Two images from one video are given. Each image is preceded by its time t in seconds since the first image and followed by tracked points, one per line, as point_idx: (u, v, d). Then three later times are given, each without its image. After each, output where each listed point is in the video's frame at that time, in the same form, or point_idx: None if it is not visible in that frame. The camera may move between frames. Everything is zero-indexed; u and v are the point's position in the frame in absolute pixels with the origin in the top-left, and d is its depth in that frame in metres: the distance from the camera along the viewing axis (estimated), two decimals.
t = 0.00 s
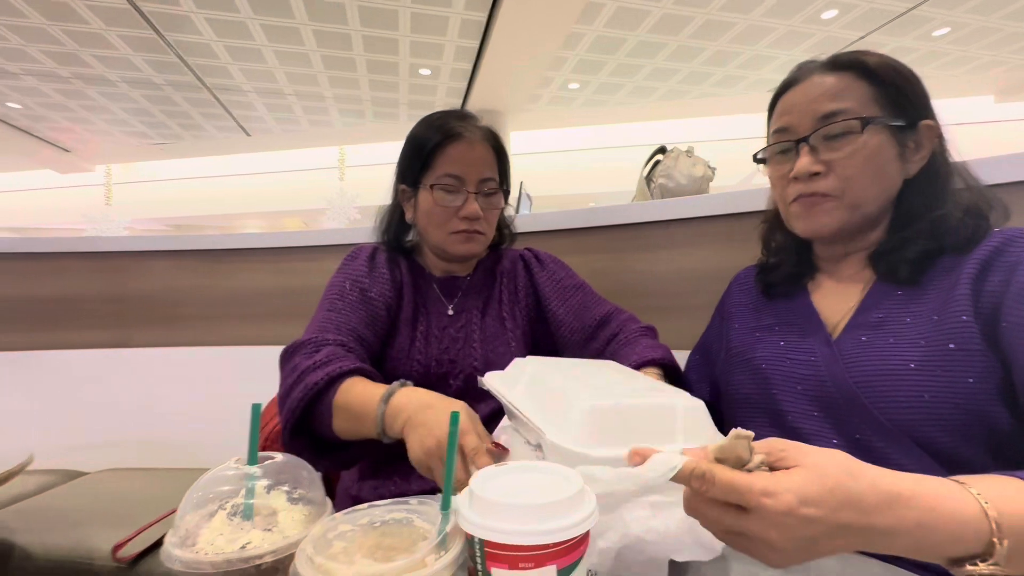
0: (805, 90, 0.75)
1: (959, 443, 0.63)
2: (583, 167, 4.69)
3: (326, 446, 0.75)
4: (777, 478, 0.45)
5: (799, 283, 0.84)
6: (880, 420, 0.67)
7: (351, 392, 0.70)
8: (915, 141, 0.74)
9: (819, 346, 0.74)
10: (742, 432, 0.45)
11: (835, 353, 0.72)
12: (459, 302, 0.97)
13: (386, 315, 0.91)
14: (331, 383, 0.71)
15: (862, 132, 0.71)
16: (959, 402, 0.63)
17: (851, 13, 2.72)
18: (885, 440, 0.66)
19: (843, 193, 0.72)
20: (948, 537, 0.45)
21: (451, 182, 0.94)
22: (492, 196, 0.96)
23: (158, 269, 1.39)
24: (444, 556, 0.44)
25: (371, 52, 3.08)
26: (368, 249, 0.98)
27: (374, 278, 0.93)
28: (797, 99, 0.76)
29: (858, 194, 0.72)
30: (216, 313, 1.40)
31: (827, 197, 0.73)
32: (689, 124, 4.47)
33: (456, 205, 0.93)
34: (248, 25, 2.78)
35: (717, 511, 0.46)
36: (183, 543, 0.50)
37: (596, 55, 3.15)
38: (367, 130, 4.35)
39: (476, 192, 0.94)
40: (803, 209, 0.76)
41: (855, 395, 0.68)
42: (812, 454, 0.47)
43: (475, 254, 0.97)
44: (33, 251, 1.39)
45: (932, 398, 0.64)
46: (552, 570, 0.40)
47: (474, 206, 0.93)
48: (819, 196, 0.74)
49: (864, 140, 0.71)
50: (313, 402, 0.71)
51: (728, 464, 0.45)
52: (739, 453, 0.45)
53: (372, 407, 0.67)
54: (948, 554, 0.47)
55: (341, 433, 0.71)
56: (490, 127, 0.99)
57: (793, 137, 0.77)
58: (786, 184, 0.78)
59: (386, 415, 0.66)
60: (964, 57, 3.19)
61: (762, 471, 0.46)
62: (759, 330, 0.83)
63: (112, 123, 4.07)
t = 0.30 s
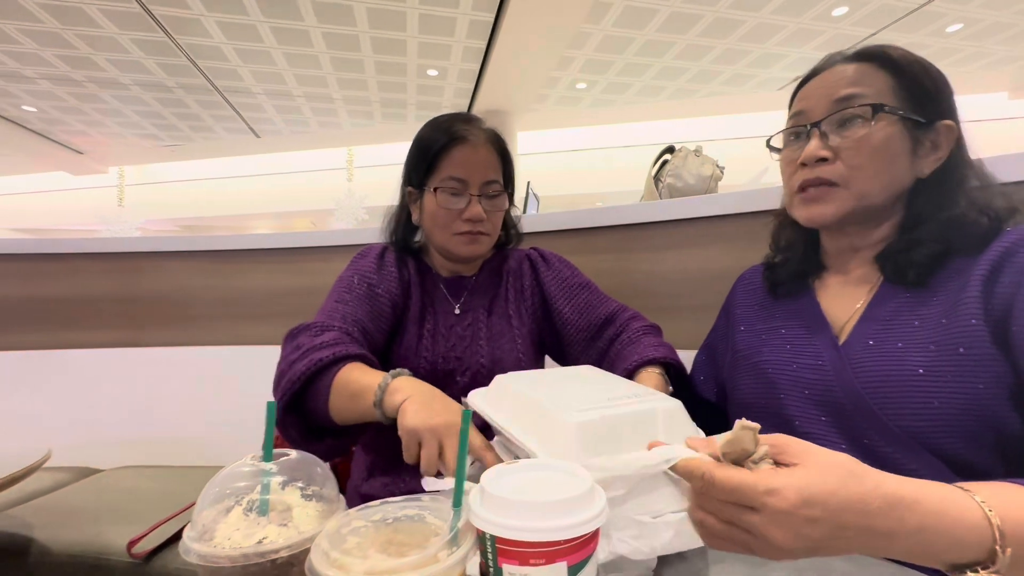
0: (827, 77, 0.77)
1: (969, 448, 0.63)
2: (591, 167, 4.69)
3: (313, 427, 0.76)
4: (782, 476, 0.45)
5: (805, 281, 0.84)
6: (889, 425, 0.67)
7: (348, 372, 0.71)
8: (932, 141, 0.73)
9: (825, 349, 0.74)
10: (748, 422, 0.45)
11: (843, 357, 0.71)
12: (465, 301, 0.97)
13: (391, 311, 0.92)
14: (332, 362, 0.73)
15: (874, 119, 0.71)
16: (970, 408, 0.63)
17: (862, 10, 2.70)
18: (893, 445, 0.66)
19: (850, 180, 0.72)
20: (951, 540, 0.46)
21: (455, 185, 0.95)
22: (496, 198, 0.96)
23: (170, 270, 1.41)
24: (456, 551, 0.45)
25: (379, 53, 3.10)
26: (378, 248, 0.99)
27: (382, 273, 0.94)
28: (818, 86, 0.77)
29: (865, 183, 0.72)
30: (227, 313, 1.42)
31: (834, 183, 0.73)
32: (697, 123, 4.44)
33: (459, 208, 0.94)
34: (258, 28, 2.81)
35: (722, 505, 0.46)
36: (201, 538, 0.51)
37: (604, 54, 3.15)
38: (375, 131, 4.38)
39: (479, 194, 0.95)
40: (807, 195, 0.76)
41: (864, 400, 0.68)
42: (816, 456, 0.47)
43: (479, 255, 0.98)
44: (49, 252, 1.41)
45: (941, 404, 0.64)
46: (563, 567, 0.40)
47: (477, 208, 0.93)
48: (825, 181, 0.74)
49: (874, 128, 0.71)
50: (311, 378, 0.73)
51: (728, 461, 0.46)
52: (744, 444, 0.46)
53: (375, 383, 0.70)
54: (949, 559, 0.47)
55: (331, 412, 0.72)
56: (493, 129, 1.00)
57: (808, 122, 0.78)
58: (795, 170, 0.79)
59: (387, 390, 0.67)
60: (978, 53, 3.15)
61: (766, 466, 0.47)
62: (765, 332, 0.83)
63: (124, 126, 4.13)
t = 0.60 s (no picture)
0: (836, 76, 0.76)
1: (981, 452, 0.63)
2: (596, 167, 4.68)
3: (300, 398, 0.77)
4: (789, 469, 0.44)
5: (812, 281, 0.84)
6: (899, 428, 0.66)
7: (339, 345, 0.74)
8: (942, 142, 0.73)
9: (835, 351, 0.73)
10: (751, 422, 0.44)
11: (852, 359, 0.71)
12: (468, 300, 0.98)
13: (388, 306, 0.93)
14: (325, 335, 0.75)
15: (882, 118, 0.71)
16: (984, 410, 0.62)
17: (870, 8, 2.68)
18: (905, 447, 0.66)
19: (856, 184, 0.72)
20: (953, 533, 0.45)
21: (454, 188, 0.95)
22: (495, 200, 0.97)
23: (179, 270, 1.43)
24: (465, 550, 0.45)
25: (384, 54, 3.11)
26: (381, 249, 1.00)
27: (385, 270, 0.95)
28: (826, 85, 0.77)
29: (872, 183, 0.71)
30: (235, 313, 1.43)
31: (839, 184, 0.73)
32: (704, 122, 4.42)
33: (459, 210, 0.94)
34: (265, 30, 2.83)
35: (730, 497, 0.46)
36: (214, 534, 0.52)
37: (610, 54, 3.14)
38: (380, 131, 4.39)
39: (479, 197, 0.95)
40: (813, 195, 0.76)
41: (873, 403, 0.68)
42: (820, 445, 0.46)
43: (480, 256, 0.98)
44: (60, 252, 1.43)
45: (953, 407, 0.64)
46: (571, 566, 0.41)
47: (477, 210, 0.94)
48: (831, 182, 0.74)
49: (881, 127, 0.71)
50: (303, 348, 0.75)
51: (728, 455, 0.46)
52: (746, 441, 0.45)
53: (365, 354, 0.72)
54: (949, 547, 0.46)
55: (318, 382, 0.74)
56: (492, 133, 1.01)
57: (816, 121, 0.78)
58: (802, 168, 0.79)
59: (376, 357, 0.70)
60: (988, 51, 3.12)
61: (770, 459, 0.46)
62: (773, 333, 0.83)
63: (133, 127, 4.17)
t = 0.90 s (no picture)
0: (840, 77, 0.76)
1: (987, 454, 0.62)
2: (600, 167, 4.68)
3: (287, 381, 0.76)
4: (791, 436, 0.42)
5: (818, 282, 0.84)
6: (905, 429, 0.66)
7: (319, 323, 0.74)
8: (949, 140, 0.72)
9: (842, 352, 0.73)
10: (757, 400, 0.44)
11: (859, 360, 0.71)
12: (470, 298, 0.98)
13: (387, 304, 0.93)
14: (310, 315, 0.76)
15: (887, 120, 0.70)
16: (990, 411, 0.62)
17: (875, 6, 2.66)
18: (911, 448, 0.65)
19: (862, 178, 0.71)
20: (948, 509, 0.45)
21: (454, 188, 0.95)
22: (495, 199, 0.97)
23: (185, 270, 1.43)
24: (469, 549, 0.45)
25: (388, 54, 3.11)
26: (382, 249, 1.00)
27: (384, 270, 0.95)
28: (830, 87, 0.76)
29: (879, 181, 0.71)
30: (240, 312, 1.43)
31: (847, 181, 0.72)
32: (708, 122, 4.41)
33: (460, 209, 0.94)
34: (269, 30, 2.84)
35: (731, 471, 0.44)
36: (219, 533, 0.52)
37: (614, 53, 3.14)
38: (384, 131, 4.40)
39: (479, 196, 0.95)
40: (821, 195, 0.76)
41: (880, 403, 0.67)
42: (823, 414, 0.44)
43: (481, 255, 0.98)
44: (67, 253, 1.44)
45: (959, 408, 0.63)
46: (575, 566, 0.41)
47: (477, 209, 0.94)
48: (839, 180, 0.73)
49: (888, 127, 0.70)
50: (284, 331, 0.74)
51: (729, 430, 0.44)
52: (750, 416, 0.44)
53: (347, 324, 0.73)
54: (944, 521, 0.46)
55: (304, 359, 0.73)
56: (492, 134, 1.01)
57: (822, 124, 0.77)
58: (807, 170, 0.78)
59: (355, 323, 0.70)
60: (996, 48, 3.09)
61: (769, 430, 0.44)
62: (777, 333, 0.82)
63: (139, 128, 4.19)
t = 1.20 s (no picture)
0: (850, 89, 0.71)
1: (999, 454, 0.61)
2: (603, 167, 4.67)
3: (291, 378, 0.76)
4: (839, 395, 0.42)
5: (824, 285, 0.83)
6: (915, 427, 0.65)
7: (318, 318, 0.75)
8: (958, 141, 0.71)
9: (850, 353, 0.73)
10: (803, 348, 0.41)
11: (865, 358, 0.71)
12: (472, 299, 0.98)
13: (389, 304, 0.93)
14: (307, 313, 0.76)
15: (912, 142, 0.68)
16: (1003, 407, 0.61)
17: (880, 4, 2.64)
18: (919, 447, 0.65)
19: (889, 204, 0.70)
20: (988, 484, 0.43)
21: (454, 187, 0.95)
22: (497, 199, 0.97)
23: (189, 270, 1.44)
24: (472, 549, 0.45)
25: (391, 54, 3.12)
26: (384, 249, 1.00)
27: (386, 269, 0.95)
28: (840, 101, 0.72)
29: (903, 207, 0.71)
30: (243, 312, 1.44)
31: (872, 208, 0.71)
32: (712, 121, 4.39)
33: (460, 209, 0.94)
34: (273, 31, 2.85)
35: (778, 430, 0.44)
36: (222, 532, 0.52)
37: (617, 53, 3.13)
38: (387, 131, 4.40)
39: (480, 196, 0.95)
40: (846, 219, 0.74)
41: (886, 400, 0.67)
42: (869, 377, 0.44)
43: (482, 254, 0.98)
44: (71, 253, 1.45)
45: (966, 405, 0.63)
46: (577, 566, 0.40)
47: (478, 209, 0.94)
48: (864, 207, 0.71)
49: (910, 148, 0.68)
50: (284, 330, 0.75)
51: (778, 390, 0.44)
52: (799, 369, 0.42)
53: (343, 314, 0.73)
54: (998, 493, 0.44)
55: (307, 354, 0.74)
56: (494, 134, 1.01)
57: (834, 143, 0.74)
58: (823, 192, 0.76)
59: (356, 313, 0.70)
60: (1003, 46, 3.07)
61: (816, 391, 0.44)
62: (782, 332, 0.82)
63: (144, 129, 4.21)
